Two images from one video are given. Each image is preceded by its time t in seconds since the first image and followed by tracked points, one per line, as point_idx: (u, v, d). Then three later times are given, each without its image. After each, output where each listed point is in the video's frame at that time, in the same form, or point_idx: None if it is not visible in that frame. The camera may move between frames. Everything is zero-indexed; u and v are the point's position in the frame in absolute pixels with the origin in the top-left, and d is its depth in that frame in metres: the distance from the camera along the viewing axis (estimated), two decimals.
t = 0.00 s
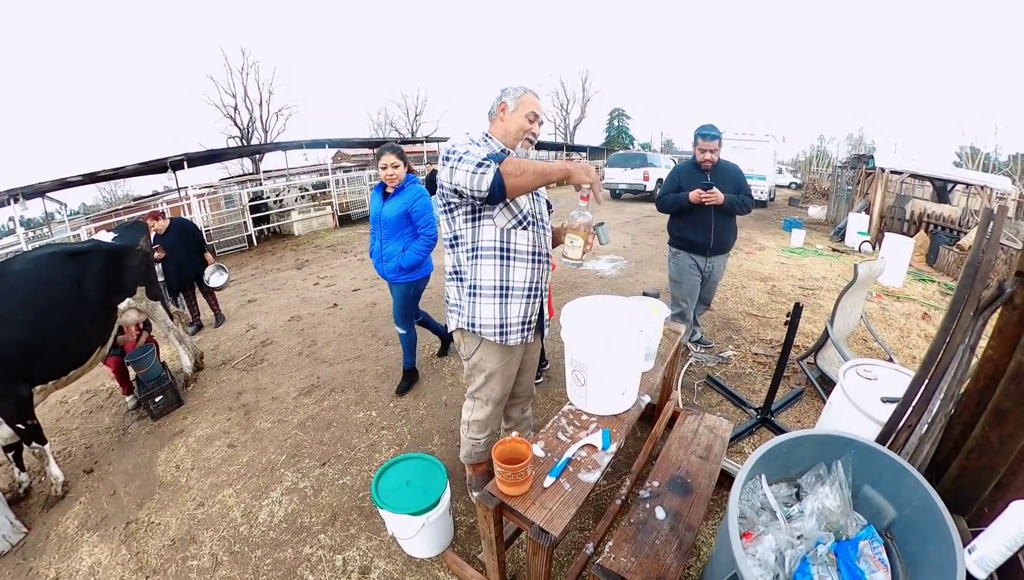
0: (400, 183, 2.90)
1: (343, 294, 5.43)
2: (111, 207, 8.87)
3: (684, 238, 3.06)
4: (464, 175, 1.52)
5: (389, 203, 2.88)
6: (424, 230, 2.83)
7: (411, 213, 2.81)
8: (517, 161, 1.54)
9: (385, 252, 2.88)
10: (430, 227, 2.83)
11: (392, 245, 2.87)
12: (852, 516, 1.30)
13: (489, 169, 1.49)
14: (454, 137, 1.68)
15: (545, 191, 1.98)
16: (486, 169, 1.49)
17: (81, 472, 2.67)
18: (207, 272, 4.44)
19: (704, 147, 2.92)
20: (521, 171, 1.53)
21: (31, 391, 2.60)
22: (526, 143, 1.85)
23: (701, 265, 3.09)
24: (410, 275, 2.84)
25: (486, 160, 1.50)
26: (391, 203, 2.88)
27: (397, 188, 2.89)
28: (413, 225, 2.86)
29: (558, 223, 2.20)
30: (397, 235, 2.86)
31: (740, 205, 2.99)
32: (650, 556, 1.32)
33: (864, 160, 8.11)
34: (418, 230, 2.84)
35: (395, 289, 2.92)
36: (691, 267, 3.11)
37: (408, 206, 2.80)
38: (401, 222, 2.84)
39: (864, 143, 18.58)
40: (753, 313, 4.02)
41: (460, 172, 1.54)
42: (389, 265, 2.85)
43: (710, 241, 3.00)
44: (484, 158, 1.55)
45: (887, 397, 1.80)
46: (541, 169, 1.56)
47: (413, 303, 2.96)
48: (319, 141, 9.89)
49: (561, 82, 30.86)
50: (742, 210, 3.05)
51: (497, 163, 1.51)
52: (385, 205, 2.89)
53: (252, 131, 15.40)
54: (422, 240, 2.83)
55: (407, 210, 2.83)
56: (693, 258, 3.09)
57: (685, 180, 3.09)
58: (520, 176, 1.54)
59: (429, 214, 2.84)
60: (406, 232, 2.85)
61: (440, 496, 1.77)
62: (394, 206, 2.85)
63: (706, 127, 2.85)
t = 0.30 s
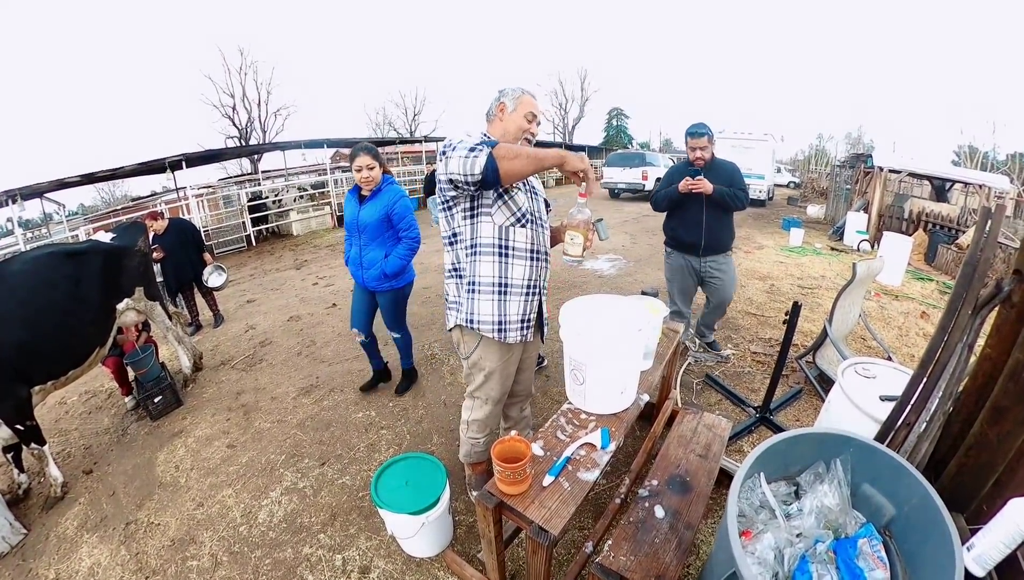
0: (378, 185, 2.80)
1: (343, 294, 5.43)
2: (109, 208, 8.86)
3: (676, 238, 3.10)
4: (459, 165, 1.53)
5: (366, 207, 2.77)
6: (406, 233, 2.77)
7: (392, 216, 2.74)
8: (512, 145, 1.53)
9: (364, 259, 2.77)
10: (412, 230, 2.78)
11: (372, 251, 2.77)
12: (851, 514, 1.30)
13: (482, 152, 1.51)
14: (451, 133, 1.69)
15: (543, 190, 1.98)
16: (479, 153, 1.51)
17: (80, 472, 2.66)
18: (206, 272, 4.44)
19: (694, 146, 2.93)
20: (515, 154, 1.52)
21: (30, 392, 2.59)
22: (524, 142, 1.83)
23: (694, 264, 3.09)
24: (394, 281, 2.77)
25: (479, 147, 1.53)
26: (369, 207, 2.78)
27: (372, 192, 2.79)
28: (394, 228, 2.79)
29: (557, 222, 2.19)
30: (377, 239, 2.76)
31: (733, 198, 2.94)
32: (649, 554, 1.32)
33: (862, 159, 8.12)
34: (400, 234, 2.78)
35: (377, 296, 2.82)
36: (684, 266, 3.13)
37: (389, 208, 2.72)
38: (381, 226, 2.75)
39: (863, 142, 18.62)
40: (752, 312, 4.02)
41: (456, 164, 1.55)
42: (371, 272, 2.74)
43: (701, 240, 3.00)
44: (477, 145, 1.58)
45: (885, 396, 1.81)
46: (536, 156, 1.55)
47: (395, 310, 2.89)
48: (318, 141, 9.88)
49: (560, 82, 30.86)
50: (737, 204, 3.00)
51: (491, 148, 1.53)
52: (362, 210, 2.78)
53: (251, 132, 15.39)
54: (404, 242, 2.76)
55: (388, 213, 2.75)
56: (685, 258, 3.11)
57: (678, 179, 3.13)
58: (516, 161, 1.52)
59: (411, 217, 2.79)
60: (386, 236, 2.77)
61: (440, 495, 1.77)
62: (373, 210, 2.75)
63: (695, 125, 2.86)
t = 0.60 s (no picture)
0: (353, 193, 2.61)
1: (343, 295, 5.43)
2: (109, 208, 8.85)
3: (676, 239, 3.14)
4: (467, 167, 1.53)
5: (343, 217, 2.58)
6: (387, 243, 2.63)
7: (373, 226, 2.58)
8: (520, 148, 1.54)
9: (343, 272, 2.58)
10: (393, 239, 2.64)
11: (351, 263, 2.59)
12: (851, 517, 1.30)
13: (490, 158, 1.52)
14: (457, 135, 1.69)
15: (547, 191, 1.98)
16: (487, 158, 1.52)
17: (79, 472, 2.66)
18: (206, 272, 4.44)
19: (701, 148, 2.93)
20: (521, 156, 1.53)
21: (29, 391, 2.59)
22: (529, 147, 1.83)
23: (693, 267, 3.10)
24: (378, 293, 2.63)
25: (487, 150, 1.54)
26: (346, 217, 2.59)
27: (348, 201, 2.60)
28: (375, 238, 2.63)
29: (560, 225, 2.20)
30: (357, 251, 2.59)
31: (735, 202, 2.89)
32: (649, 557, 1.32)
33: (862, 163, 8.13)
34: (380, 244, 2.64)
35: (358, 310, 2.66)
36: (683, 268, 3.15)
37: (369, 216, 2.55)
38: (361, 236, 2.58)
39: (863, 146, 18.67)
40: (752, 315, 4.03)
41: (463, 166, 1.55)
42: (352, 286, 2.55)
43: (699, 243, 3.01)
44: (486, 148, 1.59)
45: (885, 400, 1.81)
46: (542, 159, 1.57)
47: (379, 323, 2.77)
48: (319, 142, 9.89)
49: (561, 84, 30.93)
50: (740, 209, 2.93)
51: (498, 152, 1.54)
52: (338, 220, 2.58)
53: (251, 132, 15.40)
54: (387, 253, 2.62)
55: (368, 223, 2.59)
56: (685, 260, 3.13)
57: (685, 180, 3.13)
58: (523, 162, 1.53)
59: (391, 225, 2.65)
60: (367, 246, 2.60)
61: (440, 497, 1.77)
62: (351, 220, 2.56)
63: (701, 128, 2.86)
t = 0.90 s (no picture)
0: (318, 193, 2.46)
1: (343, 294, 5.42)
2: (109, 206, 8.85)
3: (680, 238, 3.15)
4: (475, 165, 1.52)
5: (311, 218, 2.42)
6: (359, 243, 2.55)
7: (344, 225, 2.47)
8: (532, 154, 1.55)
9: (315, 277, 2.44)
10: (365, 238, 2.57)
11: (324, 267, 2.46)
12: (851, 517, 1.30)
13: (499, 156, 1.51)
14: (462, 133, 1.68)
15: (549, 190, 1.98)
16: (496, 157, 1.51)
17: (78, 470, 2.66)
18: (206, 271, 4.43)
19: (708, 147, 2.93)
20: (531, 160, 1.54)
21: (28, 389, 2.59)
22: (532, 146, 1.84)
23: (697, 267, 3.10)
24: (354, 296, 2.52)
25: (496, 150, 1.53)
26: (314, 218, 2.44)
27: (313, 202, 2.44)
28: (346, 239, 2.53)
29: (562, 225, 2.19)
30: (331, 252, 2.47)
31: (740, 202, 2.88)
32: (649, 556, 1.32)
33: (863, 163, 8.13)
34: (352, 245, 2.55)
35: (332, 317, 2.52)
36: (687, 267, 3.16)
37: (341, 215, 2.44)
38: (332, 238, 2.45)
39: (863, 145, 18.69)
40: (752, 315, 4.03)
41: (470, 164, 1.54)
42: (328, 290, 2.43)
43: (702, 243, 3.01)
44: (494, 147, 1.57)
45: (885, 399, 1.81)
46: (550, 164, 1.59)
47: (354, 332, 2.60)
48: (319, 141, 9.88)
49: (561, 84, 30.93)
50: (745, 209, 2.91)
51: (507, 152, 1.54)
52: (305, 223, 2.42)
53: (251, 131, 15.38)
54: (360, 252, 2.53)
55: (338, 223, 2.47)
56: (689, 260, 3.14)
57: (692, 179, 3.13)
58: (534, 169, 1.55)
59: (361, 224, 2.56)
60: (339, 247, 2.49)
61: (441, 496, 1.77)
62: (321, 221, 2.42)
63: (709, 127, 2.86)
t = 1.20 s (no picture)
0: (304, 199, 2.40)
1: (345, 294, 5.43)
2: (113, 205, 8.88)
3: (687, 239, 3.14)
4: (492, 169, 1.52)
5: (297, 226, 2.37)
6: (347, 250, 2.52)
7: (331, 233, 2.44)
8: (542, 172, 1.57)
9: (303, 287, 2.39)
10: (352, 245, 2.54)
11: (311, 277, 2.41)
12: (854, 520, 1.29)
13: (518, 168, 1.50)
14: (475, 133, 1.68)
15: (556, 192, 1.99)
16: (516, 167, 1.50)
17: (81, 468, 2.67)
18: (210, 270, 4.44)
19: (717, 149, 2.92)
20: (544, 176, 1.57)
21: (31, 387, 2.59)
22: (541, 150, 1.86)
23: (703, 268, 3.10)
24: (343, 306, 2.48)
25: (515, 162, 1.51)
26: (300, 225, 2.38)
27: (298, 208, 2.38)
28: (333, 246, 2.50)
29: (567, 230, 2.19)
30: (319, 261, 2.43)
31: (749, 204, 2.88)
32: (651, 558, 1.32)
33: (866, 165, 8.10)
34: (340, 251, 2.52)
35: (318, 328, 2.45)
36: (693, 269, 3.15)
37: (328, 222, 2.40)
38: (320, 246, 2.41)
39: (866, 147, 18.65)
40: (755, 317, 4.02)
41: (487, 168, 1.53)
42: (316, 301, 2.38)
43: (710, 244, 3.00)
44: (512, 157, 1.56)
45: (889, 402, 1.80)
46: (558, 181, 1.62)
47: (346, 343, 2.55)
48: (322, 141, 9.90)
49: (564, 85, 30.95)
50: (753, 211, 2.91)
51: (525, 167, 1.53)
52: (291, 230, 2.36)
53: (254, 131, 15.43)
54: (348, 260, 2.51)
55: (326, 230, 2.43)
56: (695, 261, 3.13)
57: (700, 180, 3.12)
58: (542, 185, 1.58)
59: (348, 231, 2.53)
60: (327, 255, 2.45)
61: (444, 496, 1.77)
62: (307, 229, 2.37)
63: (717, 128, 2.85)
